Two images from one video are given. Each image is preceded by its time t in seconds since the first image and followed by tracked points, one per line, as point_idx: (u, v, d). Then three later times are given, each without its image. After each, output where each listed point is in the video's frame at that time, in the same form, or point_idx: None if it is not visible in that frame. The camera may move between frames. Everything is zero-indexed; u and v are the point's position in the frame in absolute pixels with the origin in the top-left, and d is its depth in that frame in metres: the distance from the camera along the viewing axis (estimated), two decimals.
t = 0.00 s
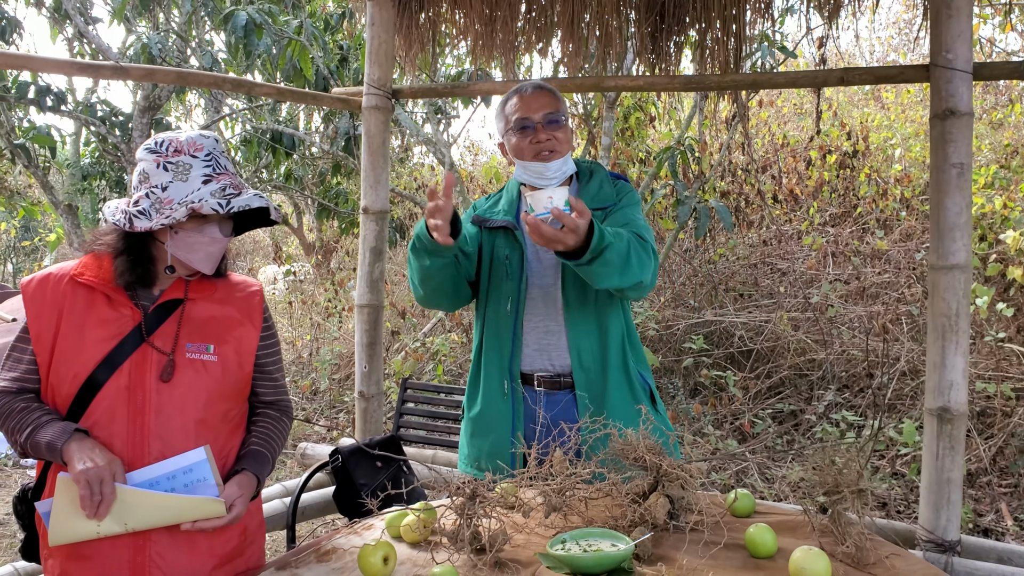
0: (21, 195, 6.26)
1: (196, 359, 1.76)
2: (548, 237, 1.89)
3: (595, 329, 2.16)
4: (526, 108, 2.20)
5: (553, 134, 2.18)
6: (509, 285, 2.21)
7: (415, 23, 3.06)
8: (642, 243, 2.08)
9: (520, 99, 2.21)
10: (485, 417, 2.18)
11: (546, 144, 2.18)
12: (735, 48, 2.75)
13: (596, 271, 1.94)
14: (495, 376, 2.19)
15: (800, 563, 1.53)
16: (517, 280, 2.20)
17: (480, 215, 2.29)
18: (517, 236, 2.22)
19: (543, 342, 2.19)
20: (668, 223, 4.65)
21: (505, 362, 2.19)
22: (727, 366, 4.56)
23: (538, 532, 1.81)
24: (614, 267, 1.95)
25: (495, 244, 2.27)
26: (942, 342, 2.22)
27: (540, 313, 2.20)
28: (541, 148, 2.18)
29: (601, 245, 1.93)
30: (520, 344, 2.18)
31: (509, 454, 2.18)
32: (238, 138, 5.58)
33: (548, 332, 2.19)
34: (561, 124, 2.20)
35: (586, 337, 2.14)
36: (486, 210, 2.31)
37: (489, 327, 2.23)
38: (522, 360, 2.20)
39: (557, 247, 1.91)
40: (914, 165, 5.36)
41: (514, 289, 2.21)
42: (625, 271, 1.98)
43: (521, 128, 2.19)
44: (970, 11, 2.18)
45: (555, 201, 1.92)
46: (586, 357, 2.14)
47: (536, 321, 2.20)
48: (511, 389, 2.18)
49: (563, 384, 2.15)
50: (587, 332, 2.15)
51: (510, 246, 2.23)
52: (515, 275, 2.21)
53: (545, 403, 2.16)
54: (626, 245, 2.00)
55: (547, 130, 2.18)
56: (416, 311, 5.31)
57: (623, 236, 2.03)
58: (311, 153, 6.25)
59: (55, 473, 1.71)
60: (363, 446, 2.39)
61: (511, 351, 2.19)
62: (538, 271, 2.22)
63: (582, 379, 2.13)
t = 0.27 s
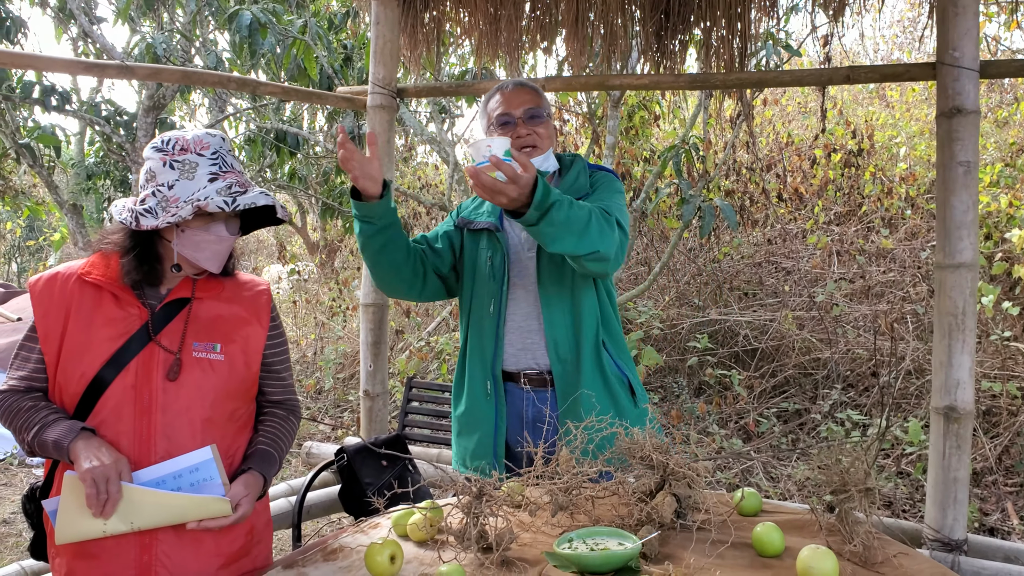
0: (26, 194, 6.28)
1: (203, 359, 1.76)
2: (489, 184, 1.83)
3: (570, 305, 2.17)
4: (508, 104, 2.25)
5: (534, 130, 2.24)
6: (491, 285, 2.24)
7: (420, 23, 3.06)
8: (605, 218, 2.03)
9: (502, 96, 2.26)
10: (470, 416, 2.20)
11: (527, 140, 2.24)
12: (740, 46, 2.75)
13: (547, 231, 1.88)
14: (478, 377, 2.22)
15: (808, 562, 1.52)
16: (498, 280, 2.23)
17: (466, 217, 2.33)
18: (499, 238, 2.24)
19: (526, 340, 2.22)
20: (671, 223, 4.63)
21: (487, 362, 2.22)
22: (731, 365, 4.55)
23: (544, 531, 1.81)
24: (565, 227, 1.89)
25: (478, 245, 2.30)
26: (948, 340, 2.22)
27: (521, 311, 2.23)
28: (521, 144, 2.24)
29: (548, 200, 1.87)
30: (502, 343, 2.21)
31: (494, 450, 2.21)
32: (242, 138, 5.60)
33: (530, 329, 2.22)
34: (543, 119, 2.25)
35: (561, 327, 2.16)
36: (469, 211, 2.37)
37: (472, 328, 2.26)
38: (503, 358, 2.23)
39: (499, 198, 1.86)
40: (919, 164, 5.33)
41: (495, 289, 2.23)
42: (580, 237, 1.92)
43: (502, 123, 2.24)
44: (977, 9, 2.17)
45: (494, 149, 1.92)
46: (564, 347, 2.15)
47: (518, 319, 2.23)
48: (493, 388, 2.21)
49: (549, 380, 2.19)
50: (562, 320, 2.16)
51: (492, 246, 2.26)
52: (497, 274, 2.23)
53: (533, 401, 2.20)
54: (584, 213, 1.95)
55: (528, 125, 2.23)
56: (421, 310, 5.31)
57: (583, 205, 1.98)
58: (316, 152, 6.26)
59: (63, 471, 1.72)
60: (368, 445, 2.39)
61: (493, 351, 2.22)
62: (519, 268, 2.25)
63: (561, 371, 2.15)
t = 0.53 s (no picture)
0: (33, 195, 6.31)
1: (211, 358, 1.77)
2: (420, 186, 1.87)
3: (549, 307, 2.18)
4: (499, 104, 2.27)
5: (525, 129, 2.26)
6: (484, 287, 2.29)
7: (425, 23, 3.07)
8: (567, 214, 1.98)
9: (495, 96, 2.29)
10: (463, 412, 2.29)
11: (518, 139, 2.26)
12: (747, 45, 2.75)
13: (485, 231, 1.88)
14: (472, 377, 2.28)
15: (816, 561, 1.53)
16: (491, 282, 2.27)
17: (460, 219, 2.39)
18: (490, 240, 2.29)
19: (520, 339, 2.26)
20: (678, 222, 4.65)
21: (480, 362, 2.27)
22: (737, 365, 4.55)
23: (551, 529, 1.81)
24: (505, 227, 1.88)
25: (473, 247, 2.35)
26: (955, 339, 2.21)
27: (513, 311, 2.27)
28: (513, 143, 2.26)
29: (482, 200, 1.86)
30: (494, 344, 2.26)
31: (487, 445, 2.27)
32: (249, 138, 5.61)
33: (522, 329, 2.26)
34: (534, 119, 2.26)
35: (543, 326, 2.18)
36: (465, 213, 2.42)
37: (466, 330, 2.32)
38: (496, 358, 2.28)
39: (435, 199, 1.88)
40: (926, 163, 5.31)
41: (488, 291, 2.28)
42: (527, 236, 1.90)
43: (493, 123, 2.27)
44: (984, 7, 2.17)
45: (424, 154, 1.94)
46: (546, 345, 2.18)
47: (510, 320, 2.27)
48: (486, 387, 2.27)
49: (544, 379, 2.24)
50: (543, 319, 2.18)
51: (485, 248, 2.29)
52: (490, 276, 2.27)
53: (532, 398, 2.25)
54: (534, 211, 1.92)
55: (519, 124, 2.25)
56: (427, 310, 5.31)
57: (537, 204, 1.95)
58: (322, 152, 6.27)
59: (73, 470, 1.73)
60: (376, 444, 2.40)
61: (485, 352, 2.27)
62: (510, 269, 2.28)
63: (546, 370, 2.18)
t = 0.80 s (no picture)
0: (41, 195, 6.33)
1: (216, 357, 1.76)
2: (391, 223, 2.03)
3: (540, 320, 2.18)
4: (496, 116, 2.25)
5: (525, 140, 2.25)
6: (482, 291, 2.28)
7: (432, 24, 3.07)
8: (545, 231, 2.02)
9: (489, 107, 2.26)
10: (461, 413, 2.32)
11: (521, 154, 2.25)
12: (754, 45, 2.75)
13: (456, 260, 1.99)
14: (471, 380, 2.30)
15: (825, 561, 1.52)
16: (490, 287, 2.27)
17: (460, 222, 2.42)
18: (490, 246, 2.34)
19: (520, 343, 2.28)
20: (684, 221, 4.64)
21: (478, 367, 2.29)
22: (744, 365, 4.55)
23: (559, 529, 1.81)
24: (476, 253, 1.97)
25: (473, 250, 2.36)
26: (963, 340, 2.21)
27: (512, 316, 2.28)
28: (516, 158, 2.25)
29: (446, 233, 1.98)
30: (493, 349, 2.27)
31: (484, 445, 2.31)
32: (255, 139, 5.63)
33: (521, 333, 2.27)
34: (533, 128, 2.26)
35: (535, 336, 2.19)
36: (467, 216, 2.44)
37: (465, 334, 2.33)
38: (495, 361, 2.30)
39: (405, 233, 2.03)
40: (932, 162, 5.25)
41: (486, 296, 2.28)
42: (500, 259, 1.98)
43: (493, 137, 2.25)
44: (992, 7, 2.16)
45: (382, 199, 2.04)
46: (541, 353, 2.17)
47: (509, 324, 2.28)
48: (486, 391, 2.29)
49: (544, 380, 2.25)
50: (534, 330, 2.19)
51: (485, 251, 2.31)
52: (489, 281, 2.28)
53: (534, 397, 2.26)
54: (506, 234, 1.99)
55: (520, 138, 2.24)
56: (433, 310, 5.32)
57: (512, 224, 2.02)
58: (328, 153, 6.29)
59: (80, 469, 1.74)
60: (384, 443, 2.41)
61: (484, 356, 2.28)
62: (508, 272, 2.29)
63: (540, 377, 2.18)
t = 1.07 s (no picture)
0: (46, 196, 6.35)
1: (213, 355, 1.73)
2: (402, 259, 2.14)
3: (540, 330, 2.19)
4: (506, 110, 2.27)
5: (534, 135, 2.27)
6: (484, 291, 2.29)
7: (436, 24, 3.07)
8: (550, 251, 2.05)
9: (500, 100, 2.28)
10: (464, 415, 2.32)
11: (528, 148, 2.26)
12: (758, 45, 2.75)
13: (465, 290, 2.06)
14: (472, 381, 2.31)
15: (829, 560, 1.53)
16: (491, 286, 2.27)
17: (465, 221, 2.39)
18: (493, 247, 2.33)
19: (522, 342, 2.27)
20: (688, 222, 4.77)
21: (479, 368, 2.29)
22: (748, 365, 4.54)
23: (564, 529, 1.81)
24: (483, 282, 2.04)
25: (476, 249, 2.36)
26: (968, 339, 2.21)
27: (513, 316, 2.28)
28: (522, 152, 2.26)
29: (451, 266, 2.06)
30: (493, 351, 2.27)
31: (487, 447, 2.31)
32: (259, 139, 5.64)
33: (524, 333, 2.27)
34: (543, 124, 2.29)
35: (535, 343, 2.20)
36: (471, 215, 2.41)
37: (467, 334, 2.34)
38: (495, 362, 2.30)
39: (416, 268, 2.14)
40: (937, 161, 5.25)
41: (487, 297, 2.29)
42: (506, 285, 2.03)
43: (502, 129, 2.28)
44: (997, 6, 2.16)
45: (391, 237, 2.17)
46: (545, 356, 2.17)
47: (509, 324, 2.28)
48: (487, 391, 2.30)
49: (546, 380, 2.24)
50: (535, 338, 2.20)
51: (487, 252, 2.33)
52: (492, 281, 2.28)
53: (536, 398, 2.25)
54: (511, 259, 2.03)
55: (528, 133, 2.27)
56: (437, 310, 5.33)
57: (516, 249, 2.06)
58: (332, 153, 6.30)
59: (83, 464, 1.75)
60: (388, 443, 2.42)
61: (485, 357, 2.29)
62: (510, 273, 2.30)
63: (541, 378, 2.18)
